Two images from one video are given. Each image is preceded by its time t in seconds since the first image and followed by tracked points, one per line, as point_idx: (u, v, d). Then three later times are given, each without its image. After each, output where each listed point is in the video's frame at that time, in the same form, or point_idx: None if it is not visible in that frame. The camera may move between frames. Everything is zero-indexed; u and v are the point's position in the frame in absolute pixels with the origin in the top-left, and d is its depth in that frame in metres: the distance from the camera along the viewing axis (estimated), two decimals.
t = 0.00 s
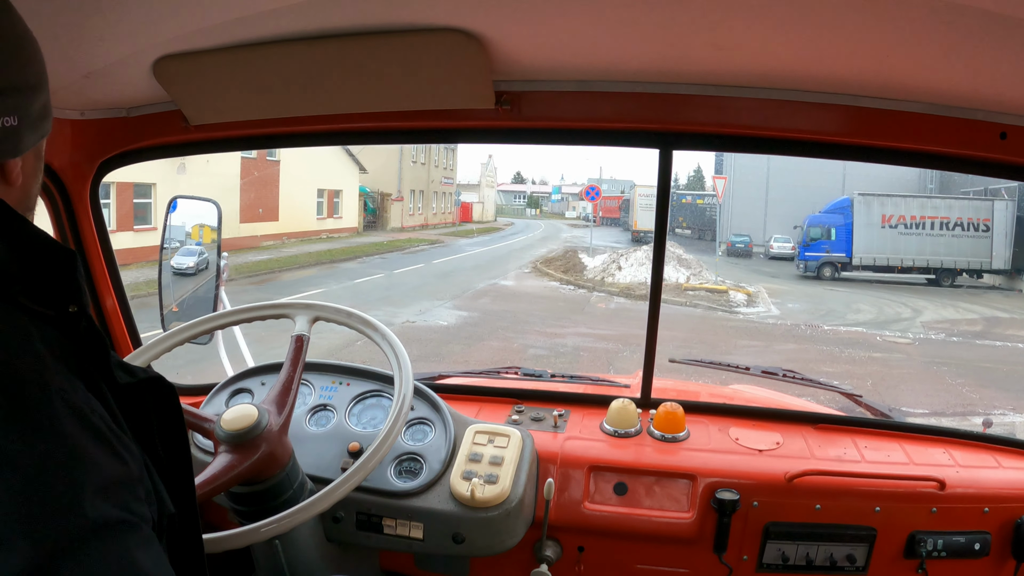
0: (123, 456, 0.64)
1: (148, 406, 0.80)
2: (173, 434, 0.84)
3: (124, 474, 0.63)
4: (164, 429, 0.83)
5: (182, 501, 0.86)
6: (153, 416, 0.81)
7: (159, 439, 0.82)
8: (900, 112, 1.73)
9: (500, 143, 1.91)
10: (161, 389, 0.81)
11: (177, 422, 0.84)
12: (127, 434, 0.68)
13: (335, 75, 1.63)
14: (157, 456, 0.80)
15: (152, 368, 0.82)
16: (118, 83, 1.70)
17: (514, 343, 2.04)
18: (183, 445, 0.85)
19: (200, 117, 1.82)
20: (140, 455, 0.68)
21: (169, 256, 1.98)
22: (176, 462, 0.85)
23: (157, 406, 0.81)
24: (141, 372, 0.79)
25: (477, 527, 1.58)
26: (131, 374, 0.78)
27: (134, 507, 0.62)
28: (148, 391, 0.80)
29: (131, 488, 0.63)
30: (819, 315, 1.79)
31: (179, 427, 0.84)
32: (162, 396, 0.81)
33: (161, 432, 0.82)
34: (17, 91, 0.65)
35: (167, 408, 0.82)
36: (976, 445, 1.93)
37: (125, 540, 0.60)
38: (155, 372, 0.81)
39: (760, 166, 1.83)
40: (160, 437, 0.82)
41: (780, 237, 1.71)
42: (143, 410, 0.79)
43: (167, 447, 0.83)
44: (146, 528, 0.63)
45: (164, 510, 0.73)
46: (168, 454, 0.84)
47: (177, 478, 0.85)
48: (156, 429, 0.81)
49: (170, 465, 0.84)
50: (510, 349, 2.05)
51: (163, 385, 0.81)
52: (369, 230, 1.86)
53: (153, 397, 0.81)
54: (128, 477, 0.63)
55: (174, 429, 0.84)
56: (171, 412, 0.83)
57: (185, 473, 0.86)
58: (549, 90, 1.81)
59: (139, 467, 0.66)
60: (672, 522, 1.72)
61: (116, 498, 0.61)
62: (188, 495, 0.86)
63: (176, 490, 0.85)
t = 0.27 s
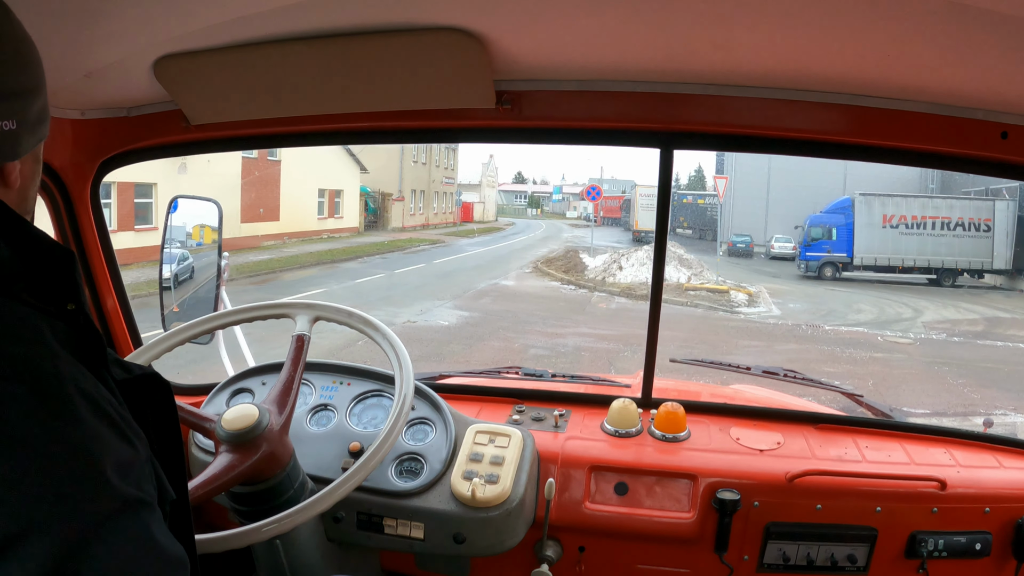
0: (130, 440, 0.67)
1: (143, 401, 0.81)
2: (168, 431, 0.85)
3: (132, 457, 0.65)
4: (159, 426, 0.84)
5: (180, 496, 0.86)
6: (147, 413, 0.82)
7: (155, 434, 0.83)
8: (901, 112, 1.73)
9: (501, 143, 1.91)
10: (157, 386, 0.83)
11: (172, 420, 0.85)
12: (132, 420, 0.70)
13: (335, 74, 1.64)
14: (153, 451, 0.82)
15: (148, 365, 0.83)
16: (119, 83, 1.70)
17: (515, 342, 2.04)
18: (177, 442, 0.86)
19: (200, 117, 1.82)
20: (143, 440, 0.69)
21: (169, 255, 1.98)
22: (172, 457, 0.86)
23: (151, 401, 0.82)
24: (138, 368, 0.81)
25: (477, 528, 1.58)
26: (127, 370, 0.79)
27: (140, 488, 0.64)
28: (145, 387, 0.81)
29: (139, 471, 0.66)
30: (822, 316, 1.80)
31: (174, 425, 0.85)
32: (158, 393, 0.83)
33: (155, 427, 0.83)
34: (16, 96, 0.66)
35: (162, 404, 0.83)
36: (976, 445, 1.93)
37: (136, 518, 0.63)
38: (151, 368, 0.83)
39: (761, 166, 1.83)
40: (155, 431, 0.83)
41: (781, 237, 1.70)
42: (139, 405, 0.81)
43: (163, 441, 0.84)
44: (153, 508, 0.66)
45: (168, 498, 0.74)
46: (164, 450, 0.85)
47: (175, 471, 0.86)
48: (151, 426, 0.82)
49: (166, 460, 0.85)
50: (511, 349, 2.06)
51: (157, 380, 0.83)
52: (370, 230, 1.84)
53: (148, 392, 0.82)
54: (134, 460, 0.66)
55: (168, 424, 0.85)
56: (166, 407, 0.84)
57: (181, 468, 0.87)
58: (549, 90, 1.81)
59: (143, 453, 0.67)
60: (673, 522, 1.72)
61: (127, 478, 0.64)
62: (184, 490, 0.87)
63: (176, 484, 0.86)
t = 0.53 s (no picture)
0: (123, 429, 0.67)
1: (139, 393, 0.82)
2: (165, 424, 0.85)
3: (125, 445, 0.66)
4: (155, 420, 0.84)
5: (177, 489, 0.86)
6: (144, 405, 0.83)
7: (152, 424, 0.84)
8: (902, 112, 1.73)
9: (502, 143, 1.91)
10: (154, 379, 0.83)
11: (169, 414, 0.85)
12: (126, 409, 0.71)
13: (336, 74, 1.64)
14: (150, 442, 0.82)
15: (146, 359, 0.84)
16: (120, 83, 1.70)
17: (516, 342, 2.04)
18: (174, 436, 0.87)
19: (202, 117, 1.83)
20: (138, 430, 0.70)
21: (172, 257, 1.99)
22: (169, 447, 0.86)
23: (148, 394, 0.83)
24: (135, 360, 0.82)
25: (479, 527, 1.58)
26: (123, 364, 0.80)
27: (133, 475, 0.65)
28: (142, 380, 0.82)
29: (132, 459, 0.66)
30: (823, 315, 1.80)
31: (171, 420, 0.86)
32: (155, 386, 0.83)
33: (153, 418, 0.84)
34: (19, 101, 0.66)
35: (158, 398, 0.84)
36: (977, 445, 1.93)
37: (128, 504, 0.63)
38: (148, 362, 0.83)
39: (762, 166, 1.83)
40: (151, 423, 0.84)
41: (783, 237, 1.71)
42: (136, 398, 0.81)
43: (160, 431, 0.85)
44: (145, 497, 0.66)
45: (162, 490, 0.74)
46: (161, 444, 0.85)
47: (171, 465, 0.86)
48: (148, 419, 0.83)
49: (163, 453, 0.86)
50: (512, 349, 2.06)
51: (153, 373, 0.83)
52: (371, 229, 1.87)
53: (144, 384, 0.82)
54: (127, 448, 0.66)
55: (165, 418, 0.85)
56: (162, 402, 0.84)
57: (178, 462, 0.87)
58: (550, 89, 1.81)
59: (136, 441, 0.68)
60: (674, 522, 1.72)
61: (118, 464, 0.64)
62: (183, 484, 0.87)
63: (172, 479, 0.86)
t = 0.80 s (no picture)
0: (111, 434, 0.66)
1: (137, 395, 0.81)
2: (162, 427, 0.84)
3: (113, 451, 0.65)
4: (152, 421, 0.83)
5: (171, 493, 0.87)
6: (140, 410, 0.81)
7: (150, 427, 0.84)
8: (904, 112, 1.72)
9: (502, 143, 1.91)
10: (151, 380, 0.82)
11: (166, 416, 0.84)
12: (115, 413, 0.69)
13: (337, 75, 1.64)
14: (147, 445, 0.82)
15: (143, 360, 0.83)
16: (121, 83, 1.70)
17: (517, 342, 2.04)
18: (170, 439, 0.86)
19: (203, 117, 1.83)
20: (128, 435, 0.69)
21: (172, 257, 2.00)
22: (166, 448, 0.86)
23: (143, 397, 0.82)
24: (131, 362, 0.81)
25: (480, 527, 1.58)
26: (120, 365, 0.80)
27: (121, 483, 0.64)
28: (138, 381, 0.81)
29: (120, 466, 0.65)
30: (823, 315, 1.79)
31: (167, 422, 0.85)
32: (151, 387, 0.82)
33: (151, 420, 0.83)
34: (12, 100, 0.66)
35: (155, 401, 0.83)
36: (978, 445, 1.93)
37: (113, 513, 0.61)
38: (144, 363, 0.83)
39: (763, 166, 1.83)
40: (149, 426, 0.83)
41: (783, 238, 1.71)
42: (131, 400, 0.80)
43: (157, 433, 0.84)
44: (133, 504, 0.65)
45: (155, 495, 0.75)
46: (156, 447, 0.85)
47: (165, 468, 0.86)
48: (146, 423, 0.82)
49: (157, 455, 0.85)
50: (513, 349, 2.06)
51: (153, 376, 0.82)
52: (371, 228, 1.90)
53: (141, 388, 0.81)
54: (116, 454, 0.65)
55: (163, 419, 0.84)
56: (157, 403, 0.83)
57: (172, 465, 0.87)
58: (551, 90, 1.81)
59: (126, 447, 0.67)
60: (675, 522, 1.72)
61: (104, 473, 0.62)
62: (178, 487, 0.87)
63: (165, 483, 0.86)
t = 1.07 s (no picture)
0: (94, 455, 0.64)
1: (129, 403, 0.80)
2: (156, 432, 0.84)
3: (96, 472, 0.63)
4: (146, 428, 0.83)
5: (165, 500, 0.86)
6: (134, 414, 0.81)
7: (144, 433, 0.83)
8: (904, 112, 1.72)
9: (502, 143, 1.91)
10: (141, 387, 0.82)
11: (159, 419, 0.84)
12: (100, 431, 0.68)
13: (337, 74, 1.63)
14: (142, 453, 0.81)
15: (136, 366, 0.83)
16: (121, 82, 1.70)
17: (518, 342, 2.04)
18: (166, 445, 0.86)
19: (203, 117, 1.83)
20: (113, 453, 0.67)
21: (173, 257, 1.99)
22: (161, 454, 0.85)
23: (136, 401, 0.81)
24: (122, 368, 0.80)
25: (480, 527, 1.58)
26: (110, 372, 0.79)
27: (103, 505, 0.62)
28: (129, 388, 0.80)
29: (104, 487, 0.63)
30: (824, 315, 1.80)
31: (161, 426, 0.85)
32: (142, 393, 0.82)
33: (145, 426, 0.83)
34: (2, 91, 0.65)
35: (147, 404, 0.82)
36: (979, 445, 1.92)
37: (91, 539, 0.59)
38: (136, 370, 0.82)
39: (763, 166, 1.83)
40: (143, 433, 0.83)
41: (784, 238, 1.72)
42: (124, 407, 0.79)
43: (150, 441, 0.84)
44: (118, 526, 0.63)
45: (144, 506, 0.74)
46: (151, 454, 0.84)
47: (162, 474, 0.86)
48: (140, 429, 0.82)
49: (153, 462, 0.85)
50: (513, 349, 2.06)
51: (141, 382, 0.82)
52: (372, 229, 1.89)
53: (132, 394, 0.81)
54: (99, 475, 0.63)
55: (158, 421, 0.84)
56: (150, 406, 0.83)
57: (168, 471, 0.86)
58: (552, 90, 1.81)
59: (110, 467, 0.65)
60: (676, 522, 1.72)
61: (86, 496, 0.61)
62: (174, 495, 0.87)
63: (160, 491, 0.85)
